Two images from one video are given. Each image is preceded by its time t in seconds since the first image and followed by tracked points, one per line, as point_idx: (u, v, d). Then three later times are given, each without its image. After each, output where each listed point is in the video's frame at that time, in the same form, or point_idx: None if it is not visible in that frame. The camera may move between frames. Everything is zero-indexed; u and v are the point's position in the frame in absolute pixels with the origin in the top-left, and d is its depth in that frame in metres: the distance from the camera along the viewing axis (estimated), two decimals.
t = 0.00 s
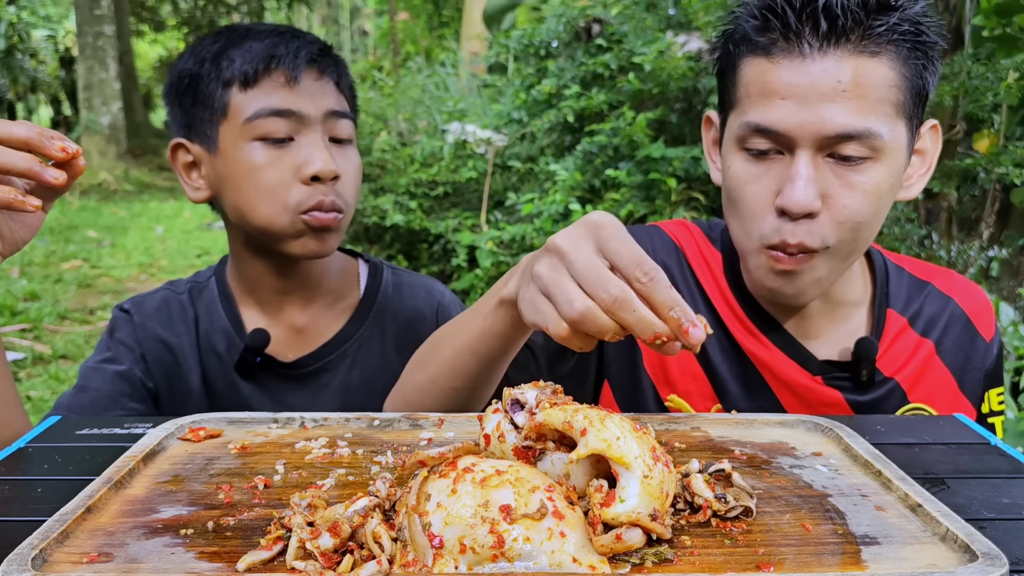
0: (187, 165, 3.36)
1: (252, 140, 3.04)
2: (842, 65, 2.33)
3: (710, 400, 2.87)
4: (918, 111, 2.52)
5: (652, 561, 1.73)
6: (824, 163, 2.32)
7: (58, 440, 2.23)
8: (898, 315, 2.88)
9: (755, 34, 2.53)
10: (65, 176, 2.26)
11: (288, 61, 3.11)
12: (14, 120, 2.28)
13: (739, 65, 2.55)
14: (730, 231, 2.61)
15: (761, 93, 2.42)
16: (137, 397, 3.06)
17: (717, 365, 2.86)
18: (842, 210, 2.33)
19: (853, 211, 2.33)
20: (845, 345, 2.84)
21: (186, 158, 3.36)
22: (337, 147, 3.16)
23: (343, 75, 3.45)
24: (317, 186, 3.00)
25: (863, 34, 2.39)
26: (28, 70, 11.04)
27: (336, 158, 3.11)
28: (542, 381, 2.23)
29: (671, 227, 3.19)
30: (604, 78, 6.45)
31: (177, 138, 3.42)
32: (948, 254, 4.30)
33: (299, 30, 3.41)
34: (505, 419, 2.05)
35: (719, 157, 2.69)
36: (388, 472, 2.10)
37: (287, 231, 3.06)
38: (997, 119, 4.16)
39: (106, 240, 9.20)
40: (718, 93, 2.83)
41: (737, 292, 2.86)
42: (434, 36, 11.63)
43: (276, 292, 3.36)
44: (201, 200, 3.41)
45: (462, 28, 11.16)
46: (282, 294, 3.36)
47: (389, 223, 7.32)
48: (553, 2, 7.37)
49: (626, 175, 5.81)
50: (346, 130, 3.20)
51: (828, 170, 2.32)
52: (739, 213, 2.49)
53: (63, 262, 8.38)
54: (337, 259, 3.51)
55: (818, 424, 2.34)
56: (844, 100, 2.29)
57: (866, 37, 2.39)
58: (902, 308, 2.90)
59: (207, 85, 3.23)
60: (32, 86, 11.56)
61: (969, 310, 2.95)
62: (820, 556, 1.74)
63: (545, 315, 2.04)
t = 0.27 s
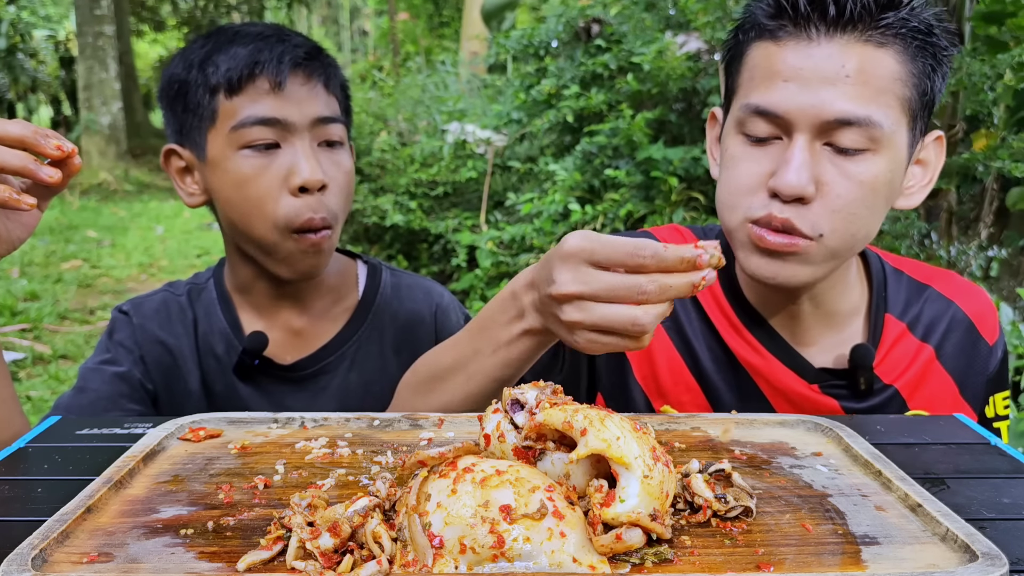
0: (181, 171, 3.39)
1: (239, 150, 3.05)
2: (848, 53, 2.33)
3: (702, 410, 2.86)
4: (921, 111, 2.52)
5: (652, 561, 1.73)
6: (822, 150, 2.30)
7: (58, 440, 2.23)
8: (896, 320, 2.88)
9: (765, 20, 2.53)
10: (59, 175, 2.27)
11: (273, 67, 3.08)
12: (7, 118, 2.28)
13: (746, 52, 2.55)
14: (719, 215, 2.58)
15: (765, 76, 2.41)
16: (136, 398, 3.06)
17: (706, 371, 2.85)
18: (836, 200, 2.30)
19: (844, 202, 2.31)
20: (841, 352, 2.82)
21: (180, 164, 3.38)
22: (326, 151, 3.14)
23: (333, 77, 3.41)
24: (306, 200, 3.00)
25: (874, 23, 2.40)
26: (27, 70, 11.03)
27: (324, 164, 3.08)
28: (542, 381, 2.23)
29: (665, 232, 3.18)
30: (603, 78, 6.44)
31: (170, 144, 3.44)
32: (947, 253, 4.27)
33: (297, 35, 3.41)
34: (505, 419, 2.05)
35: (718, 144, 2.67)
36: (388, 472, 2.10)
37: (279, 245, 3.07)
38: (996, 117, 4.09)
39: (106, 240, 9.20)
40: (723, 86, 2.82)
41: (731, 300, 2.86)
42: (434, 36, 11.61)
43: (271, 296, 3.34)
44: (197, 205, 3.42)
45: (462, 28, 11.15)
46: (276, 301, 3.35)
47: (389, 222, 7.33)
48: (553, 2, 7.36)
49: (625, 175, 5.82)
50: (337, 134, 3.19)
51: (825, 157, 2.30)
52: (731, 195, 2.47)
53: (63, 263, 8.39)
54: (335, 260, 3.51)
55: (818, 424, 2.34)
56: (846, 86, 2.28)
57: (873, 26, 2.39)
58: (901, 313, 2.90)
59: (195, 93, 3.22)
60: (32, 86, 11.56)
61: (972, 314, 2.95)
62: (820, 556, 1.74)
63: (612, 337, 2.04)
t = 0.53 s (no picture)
0: (177, 171, 3.40)
1: (240, 150, 3.05)
2: (846, 49, 2.29)
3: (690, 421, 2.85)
4: (917, 119, 2.43)
5: (652, 561, 1.73)
6: (806, 144, 2.25)
7: (58, 440, 2.23)
8: (897, 335, 2.84)
9: (771, 12, 2.53)
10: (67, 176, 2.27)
11: (276, 69, 3.09)
12: (15, 118, 2.27)
13: (749, 43, 2.55)
14: (701, 207, 2.55)
15: (761, 65, 2.39)
16: (136, 400, 3.07)
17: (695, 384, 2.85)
18: (810, 200, 2.23)
19: (820, 204, 2.24)
20: (835, 373, 2.78)
21: (176, 164, 3.39)
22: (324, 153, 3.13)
23: (332, 78, 3.42)
24: (309, 197, 3.01)
25: (877, 22, 2.38)
26: (28, 70, 11.03)
27: (325, 164, 3.10)
28: (542, 382, 2.23)
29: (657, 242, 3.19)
30: (603, 78, 6.43)
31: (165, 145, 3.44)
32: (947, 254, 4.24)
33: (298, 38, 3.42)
34: (505, 419, 2.05)
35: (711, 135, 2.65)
36: (388, 472, 2.10)
37: (277, 242, 3.06)
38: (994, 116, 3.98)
39: (106, 240, 9.20)
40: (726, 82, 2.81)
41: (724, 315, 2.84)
42: (434, 36, 11.61)
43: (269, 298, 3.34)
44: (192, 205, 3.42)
45: (461, 28, 11.15)
46: (274, 302, 3.34)
47: (389, 222, 7.33)
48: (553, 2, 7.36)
49: (626, 175, 5.84)
50: (335, 135, 3.19)
51: (807, 153, 2.25)
52: (713, 185, 2.44)
53: (63, 263, 8.39)
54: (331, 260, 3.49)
55: (818, 424, 2.34)
56: (837, 80, 2.23)
57: (874, 24, 2.38)
58: (901, 328, 2.86)
59: (194, 92, 3.22)
60: (32, 86, 11.56)
61: (978, 328, 2.91)
62: (820, 556, 1.74)
63: (704, 318, 2.22)
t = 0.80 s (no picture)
0: (174, 173, 3.39)
1: (239, 152, 3.04)
2: (855, 70, 2.26)
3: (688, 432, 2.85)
4: (933, 137, 2.45)
5: (652, 561, 1.73)
6: (821, 174, 2.23)
7: (58, 440, 2.23)
8: (903, 349, 2.83)
9: (773, 27, 2.52)
10: (61, 173, 2.27)
11: (273, 69, 3.09)
12: (10, 117, 2.28)
13: (749, 60, 2.52)
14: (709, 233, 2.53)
15: (767, 88, 2.35)
16: (135, 400, 3.06)
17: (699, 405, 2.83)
18: (831, 229, 2.24)
19: (841, 233, 2.24)
20: (840, 390, 2.80)
21: (174, 166, 3.38)
22: (324, 155, 3.15)
23: (329, 79, 3.43)
24: (309, 200, 3.01)
25: (887, 39, 2.36)
26: (28, 70, 11.04)
27: (325, 166, 3.10)
28: (541, 382, 2.23)
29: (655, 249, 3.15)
30: (602, 78, 6.44)
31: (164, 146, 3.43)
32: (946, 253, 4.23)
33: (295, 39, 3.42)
34: (505, 419, 2.05)
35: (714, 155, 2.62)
36: (388, 472, 2.10)
37: (280, 246, 3.08)
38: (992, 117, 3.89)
39: (106, 240, 9.20)
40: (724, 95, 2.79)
41: (723, 329, 2.82)
42: (433, 36, 11.63)
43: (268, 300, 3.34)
44: (192, 208, 3.43)
45: (461, 28, 11.15)
46: (274, 302, 3.35)
47: (389, 222, 7.34)
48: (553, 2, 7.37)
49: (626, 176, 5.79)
50: (333, 137, 3.21)
51: (824, 183, 2.23)
52: (723, 215, 2.41)
53: (63, 262, 8.39)
54: (330, 262, 3.49)
55: (818, 424, 2.34)
56: (849, 105, 2.20)
57: (887, 40, 2.35)
58: (908, 341, 2.85)
59: (192, 94, 3.22)
60: (32, 86, 11.57)
61: (987, 340, 2.90)
62: (820, 556, 1.74)
63: (631, 304, 2.12)
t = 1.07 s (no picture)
0: (174, 172, 3.39)
1: (242, 152, 3.04)
2: (864, 78, 2.25)
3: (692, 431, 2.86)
4: (943, 141, 2.45)
5: (652, 561, 1.73)
6: (833, 186, 2.24)
7: (58, 440, 2.23)
8: (907, 354, 2.84)
9: (773, 35, 2.50)
10: (61, 174, 2.25)
11: (281, 71, 3.09)
12: (12, 119, 2.28)
13: (752, 69, 2.52)
14: (720, 248, 2.54)
15: (775, 99, 2.35)
16: (134, 400, 3.06)
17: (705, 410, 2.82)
18: (846, 243, 2.26)
19: (856, 246, 2.26)
20: (845, 395, 2.82)
21: (174, 165, 3.38)
22: (328, 156, 3.16)
23: (332, 81, 3.44)
24: (314, 200, 3.03)
25: (897, 45, 2.34)
26: (27, 70, 11.03)
27: (329, 167, 3.11)
28: (542, 382, 2.22)
29: (658, 251, 3.16)
30: (602, 79, 6.45)
31: (164, 145, 3.43)
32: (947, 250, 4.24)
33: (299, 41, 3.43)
34: (505, 419, 2.05)
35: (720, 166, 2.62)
36: (387, 473, 2.10)
37: (282, 245, 3.08)
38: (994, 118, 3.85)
39: (106, 240, 9.20)
40: (726, 102, 2.78)
41: (724, 328, 2.81)
42: (433, 36, 11.62)
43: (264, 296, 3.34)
44: (191, 207, 3.43)
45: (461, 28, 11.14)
46: (272, 301, 3.35)
47: (389, 223, 7.34)
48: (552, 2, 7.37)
49: (624, 176, 5.83)
50: (336, 138, 3.21)
51: (837, 196, 2.24)
52: (735, 230, 2.43)
53: (63, 262, 8.39)
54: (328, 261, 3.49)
55: (818, 424, 2.34)
56: (861, 115, 2.20)
57: (895, 48, 2.33)
58: (912, 345, 2.86)
59: (196, 93, 3.21)
60: (32, 86, 11.57)
61: (992, 342, 2.88)
62: (820, 556, 1.74)
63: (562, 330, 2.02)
